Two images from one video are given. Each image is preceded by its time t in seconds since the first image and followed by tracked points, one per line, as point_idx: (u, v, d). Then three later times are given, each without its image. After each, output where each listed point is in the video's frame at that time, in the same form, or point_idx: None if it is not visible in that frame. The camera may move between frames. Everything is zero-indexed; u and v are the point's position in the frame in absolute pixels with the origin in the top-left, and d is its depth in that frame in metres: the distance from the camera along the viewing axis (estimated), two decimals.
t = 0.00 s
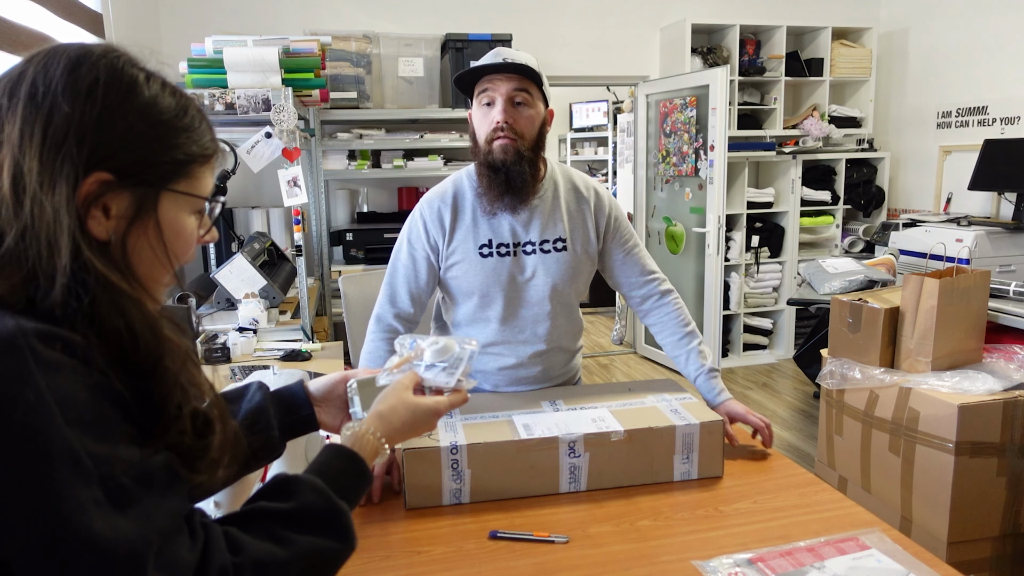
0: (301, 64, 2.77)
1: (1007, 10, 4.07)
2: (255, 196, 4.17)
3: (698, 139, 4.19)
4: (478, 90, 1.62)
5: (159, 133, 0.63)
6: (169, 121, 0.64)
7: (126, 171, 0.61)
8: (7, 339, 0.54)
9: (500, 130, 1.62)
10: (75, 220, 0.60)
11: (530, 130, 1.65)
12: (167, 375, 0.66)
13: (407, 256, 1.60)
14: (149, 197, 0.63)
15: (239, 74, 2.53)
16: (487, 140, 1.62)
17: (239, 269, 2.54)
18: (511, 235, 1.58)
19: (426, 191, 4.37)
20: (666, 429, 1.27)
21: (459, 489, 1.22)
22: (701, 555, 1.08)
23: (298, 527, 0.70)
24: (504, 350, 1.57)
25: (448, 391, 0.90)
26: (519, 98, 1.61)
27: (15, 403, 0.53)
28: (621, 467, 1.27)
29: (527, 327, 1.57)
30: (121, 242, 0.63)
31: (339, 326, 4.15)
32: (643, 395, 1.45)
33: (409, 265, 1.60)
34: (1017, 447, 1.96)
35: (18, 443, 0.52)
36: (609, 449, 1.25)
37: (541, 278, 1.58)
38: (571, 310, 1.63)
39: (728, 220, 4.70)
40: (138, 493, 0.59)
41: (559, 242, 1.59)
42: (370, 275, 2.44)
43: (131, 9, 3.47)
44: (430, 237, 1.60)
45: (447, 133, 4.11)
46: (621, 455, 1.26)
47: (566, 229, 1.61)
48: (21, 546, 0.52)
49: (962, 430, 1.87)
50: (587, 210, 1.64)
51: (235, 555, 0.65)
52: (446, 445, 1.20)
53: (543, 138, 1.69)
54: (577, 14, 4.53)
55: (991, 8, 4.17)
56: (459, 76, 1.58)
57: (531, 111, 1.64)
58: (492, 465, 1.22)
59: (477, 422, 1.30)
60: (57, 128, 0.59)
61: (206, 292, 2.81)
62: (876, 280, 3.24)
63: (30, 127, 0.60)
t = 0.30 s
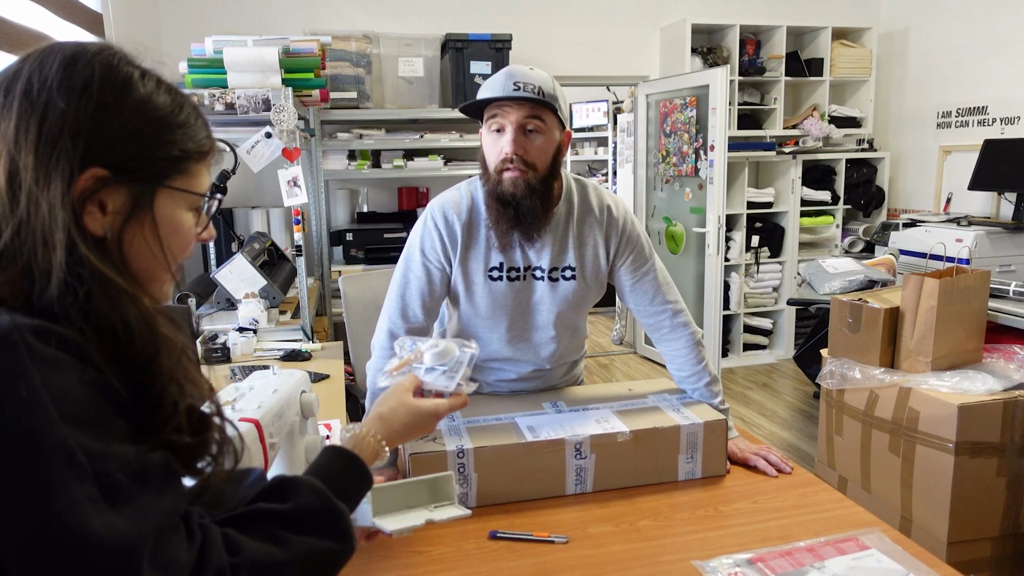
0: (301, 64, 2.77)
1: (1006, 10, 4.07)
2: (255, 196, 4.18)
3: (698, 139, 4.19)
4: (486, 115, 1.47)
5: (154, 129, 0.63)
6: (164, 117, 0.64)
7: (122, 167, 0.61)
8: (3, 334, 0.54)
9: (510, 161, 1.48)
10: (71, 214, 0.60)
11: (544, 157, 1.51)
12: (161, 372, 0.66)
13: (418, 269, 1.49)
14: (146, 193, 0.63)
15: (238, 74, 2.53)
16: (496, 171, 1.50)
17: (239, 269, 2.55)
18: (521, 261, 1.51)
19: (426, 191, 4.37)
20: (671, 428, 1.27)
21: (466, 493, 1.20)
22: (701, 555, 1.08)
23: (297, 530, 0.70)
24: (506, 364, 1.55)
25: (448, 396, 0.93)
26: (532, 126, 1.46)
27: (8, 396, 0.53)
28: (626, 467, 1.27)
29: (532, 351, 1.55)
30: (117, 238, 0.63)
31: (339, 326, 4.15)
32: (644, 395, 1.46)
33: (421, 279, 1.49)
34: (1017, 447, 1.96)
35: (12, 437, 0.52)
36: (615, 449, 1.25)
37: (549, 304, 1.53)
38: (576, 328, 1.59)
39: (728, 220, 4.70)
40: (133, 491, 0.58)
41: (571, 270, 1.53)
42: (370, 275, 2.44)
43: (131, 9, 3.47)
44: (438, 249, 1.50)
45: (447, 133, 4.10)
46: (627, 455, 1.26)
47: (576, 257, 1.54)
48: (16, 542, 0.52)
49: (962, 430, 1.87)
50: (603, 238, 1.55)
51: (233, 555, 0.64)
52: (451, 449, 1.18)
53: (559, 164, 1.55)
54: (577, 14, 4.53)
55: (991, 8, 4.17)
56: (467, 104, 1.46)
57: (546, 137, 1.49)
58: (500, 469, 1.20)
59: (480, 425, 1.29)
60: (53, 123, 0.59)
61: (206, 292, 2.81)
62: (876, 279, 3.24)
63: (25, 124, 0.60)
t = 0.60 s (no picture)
0: (301, 64, 2.77)
1: (1006, 10, 4.08)
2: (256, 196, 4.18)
3: (698, 139, 4.19)
4: (498, 153, 1.40)
5: (187, 147, 0.65)
6: (197, 138, 0.67)
7: (153, 182, 0.63)
8: (4, 338, 0.54)
9: (523, 202, 1.42)
10: (102, 221, 0.61)
11: (558, 197, 1.44)
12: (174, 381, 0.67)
13: (428, 280, 1.47)
14: (172, 207, 0.65)
15: (239, 74, 2.53)
16: (509, 211, 1.43)
17: (238, 269, 2.54)
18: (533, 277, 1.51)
19: (426, 191, 4.37)
20: (673, 429, 1.27)
21: (468, 495, 1.21)
22: (701, 554, 1.08)
23: (298, 538, 0.70)
24: (512, 374, 1.56)
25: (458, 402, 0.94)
26: (547, 165, 1.40)
27: (9, 400, 0.53)
28: (628, 468, 1.27)
29: (540, 363, 1.55)
30: (138, 248, 0.64)
31: (339, 326, 4.15)
32: (645, 396, 1.46)
33: (430, 290, 1.48)
34: (1017, 447, 1.97)
35: (14, 440, 0.52)
36: (617, 450, 1.25)
37: (558, 319, 1.54)
38: (581, 343, 1.59)
39: (728, 220, 4.70)
40: (133, 498, 0.58)
41: (583, 286, 1.53)
42: (370, 275, 2.45)
43: (132, 9, 3.47)
44: (449, 262, 1.48)
45: (447, 133, 4.10)
46: (629, 456, 1.26)
47: (589, 273, 1.54)
48: (8, 548, 0.52)
49: (961, 430, 1.87)
50: (616, 251, 1.55)
51: (231, 564, 0.65)
52: (454, 451, 1.18)
53: (574, 201, 1.48)
54: (577, 13, 4.53)
55: (990, 8, 4.17)
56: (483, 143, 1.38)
57: (561, 176, 1.42)
58: (501, 471, 1.21)
59: (482, 427, 1.29)
60: (96, 130, 0.60)
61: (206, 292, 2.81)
62: (876, 279, 3.25)
63: (62, 129, 0.61)
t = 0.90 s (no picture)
0: (301, 64, 2.77)
1: (1005, 10, 4.09)
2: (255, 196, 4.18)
3: (698, 139, 4.19)
4: (500, 169, 1.39)
5: (191, 154, 0.66)
6: (203, 145, 0.67)
7: (158, 189, 0.63)
8: (6, 340, 0.55)
9: (525, 219, 1.41)
10: (107, 229, 0.61)
11: (561, 212, 1.43)
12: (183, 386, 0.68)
13: (430, 284, 1.48)
14: (177, 214, 0.65)
15: (239, 74, 2.53)
16: (512, 227, 1.42)
17: (239, 269, 2.54)
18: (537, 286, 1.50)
19: (427, 191, 4.37)
20: (673, 429, 1.27)
21: (468, 495, 1.21)
22: (701, 554, 1.08)
23: (298, 542, 0.70)
24: (513, 378, 1.57)
25: (459, 409, 0.96)
26: (549, 181, 1.39)
27: (10, 402, 0.53)
28: (628, 469, 1.27)
29: (541, 367, 1.56)
30: (142, 255, 0.64)
31: (340, 326, 4.15)
32: (645, 396, 1.47)
33: (432, 293, 1.48)
34: (1017, 447, 1.97)
35: (15, 441, 0.53)
36: (617, 450, 1.25)
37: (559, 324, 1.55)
38: (582, 347, 1.60)
39: (728, 220, 4.71)
40: (133, 500, 0.58)
41: (585, 292, 1.53)
42: (370, 276, 2.45)
43: (132, 9, 3.47)
44: (451, 266, 1.48)
45: (447, 133, 4.11)
46: (629, 456, 1.26)
47: (593, 280, 1.54)
48: (14, 548, 0.52)
49: (961, 430, 1.87)
50: (621, 258, 1.55)
51: (231, 566, 0.65)
52: (454, 451, 1.18)
53: (577, 215, 1.47)
54: (577, 13, 4.53)
55: (990, 8, 4.17)
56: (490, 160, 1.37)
57: (563, 191, 1.41)
58: (501, 472, 1.21)
59: (482, 427, 1.29)
60: (104, 138, 0.61)
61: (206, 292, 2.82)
62: (876, 279, 3.25)
63: (71, 135, 0.61)
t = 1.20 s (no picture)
0: (301, 64, 2.76)
1: (1005, 10, 4.09)
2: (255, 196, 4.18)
3: (698, 139, 4.19)
4: (494, 174, 1.39)
5: (182, 146, 0.65)
6: (194, 137, 0.66)
7: (145, 183, 0.62)
8: (27, 336, 0.55)
9: (520, 223, 1.40)
10: (92, 222, 0.61)
11: (557, 215, 1.43)
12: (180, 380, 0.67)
13: (429, 285, 1.48)
14: (165, 210, 0.64)
15: (238, 74, 2.53)
16: (507, 230, 1.41)
17: (239, 269, 2.55)
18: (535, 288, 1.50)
19: (427, 191, 4.37)
20: (673, 429, 1.27)
21: (468, 495, 1.21)
22: (701, 554, 1.08)
23: (302, 544, 0.70)
24: (512, 380, 1.57)
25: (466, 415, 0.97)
26: (544, 185, 1.38)
27: (29, 397, 0.53)
28: (628, 469, 1.27)
29: (540, 369, 1.56)
30: (132, 249, 0.64)
31: (340, 326, 4.15)
32: (645, 396, 1.47)
33: (431, 294, 1.48)
34: (1017, 447, 1.97)
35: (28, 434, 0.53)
36: (617, 450, 1.25)
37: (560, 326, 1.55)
38: (582, 348, 1.60)
39: (728, 221, 4.70)
40: (144, 498, 0.58)
41: (584, 294, 1.53)
42: (370, 276, 2.45)
43: (132, 9, 3.47)
44: (449, 267, 1.48)
45: (447, 133, 4.11)
46: (629, 457, 1.26)
47: (592, 281, 1.53)
48: (24, 541, 0.52)
49: (961, 430, 1.87)
50: (620, 259, 1.55)
51: (237, 568, 0.65)
52: (454, 451, 1.18)
53: (573, 217, 1.47)
54: (577, 13, 4.53)
55: (990, 8, 4.17)
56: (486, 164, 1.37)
57: (559, 195, 1.41)
58: (501, 471, 1.21)
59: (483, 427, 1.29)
60: (84, 134, 0.61)
61: (206, 292, 2.82)
62: (876, 279, 3.25)
63: (55, 131, 0.61)
